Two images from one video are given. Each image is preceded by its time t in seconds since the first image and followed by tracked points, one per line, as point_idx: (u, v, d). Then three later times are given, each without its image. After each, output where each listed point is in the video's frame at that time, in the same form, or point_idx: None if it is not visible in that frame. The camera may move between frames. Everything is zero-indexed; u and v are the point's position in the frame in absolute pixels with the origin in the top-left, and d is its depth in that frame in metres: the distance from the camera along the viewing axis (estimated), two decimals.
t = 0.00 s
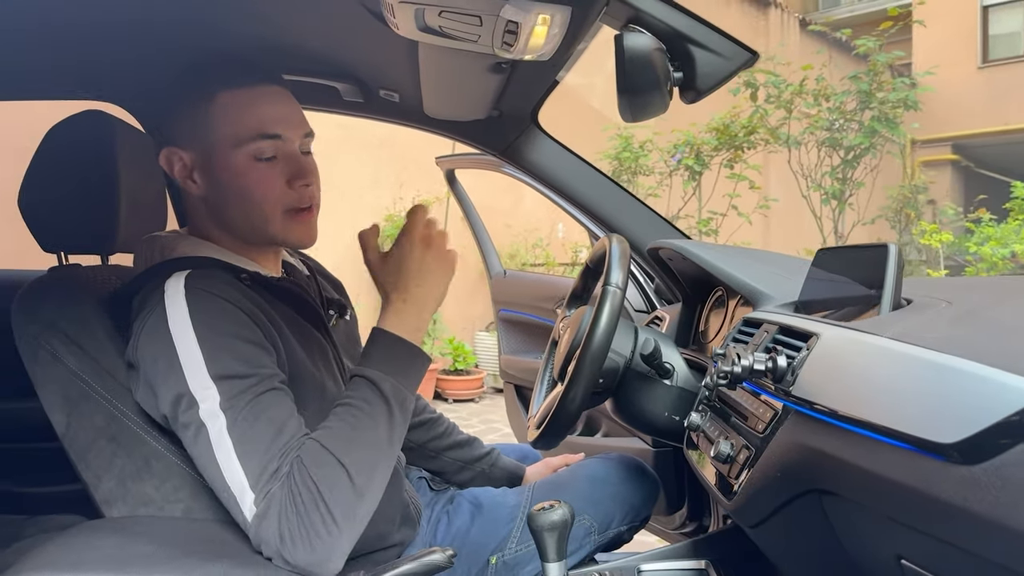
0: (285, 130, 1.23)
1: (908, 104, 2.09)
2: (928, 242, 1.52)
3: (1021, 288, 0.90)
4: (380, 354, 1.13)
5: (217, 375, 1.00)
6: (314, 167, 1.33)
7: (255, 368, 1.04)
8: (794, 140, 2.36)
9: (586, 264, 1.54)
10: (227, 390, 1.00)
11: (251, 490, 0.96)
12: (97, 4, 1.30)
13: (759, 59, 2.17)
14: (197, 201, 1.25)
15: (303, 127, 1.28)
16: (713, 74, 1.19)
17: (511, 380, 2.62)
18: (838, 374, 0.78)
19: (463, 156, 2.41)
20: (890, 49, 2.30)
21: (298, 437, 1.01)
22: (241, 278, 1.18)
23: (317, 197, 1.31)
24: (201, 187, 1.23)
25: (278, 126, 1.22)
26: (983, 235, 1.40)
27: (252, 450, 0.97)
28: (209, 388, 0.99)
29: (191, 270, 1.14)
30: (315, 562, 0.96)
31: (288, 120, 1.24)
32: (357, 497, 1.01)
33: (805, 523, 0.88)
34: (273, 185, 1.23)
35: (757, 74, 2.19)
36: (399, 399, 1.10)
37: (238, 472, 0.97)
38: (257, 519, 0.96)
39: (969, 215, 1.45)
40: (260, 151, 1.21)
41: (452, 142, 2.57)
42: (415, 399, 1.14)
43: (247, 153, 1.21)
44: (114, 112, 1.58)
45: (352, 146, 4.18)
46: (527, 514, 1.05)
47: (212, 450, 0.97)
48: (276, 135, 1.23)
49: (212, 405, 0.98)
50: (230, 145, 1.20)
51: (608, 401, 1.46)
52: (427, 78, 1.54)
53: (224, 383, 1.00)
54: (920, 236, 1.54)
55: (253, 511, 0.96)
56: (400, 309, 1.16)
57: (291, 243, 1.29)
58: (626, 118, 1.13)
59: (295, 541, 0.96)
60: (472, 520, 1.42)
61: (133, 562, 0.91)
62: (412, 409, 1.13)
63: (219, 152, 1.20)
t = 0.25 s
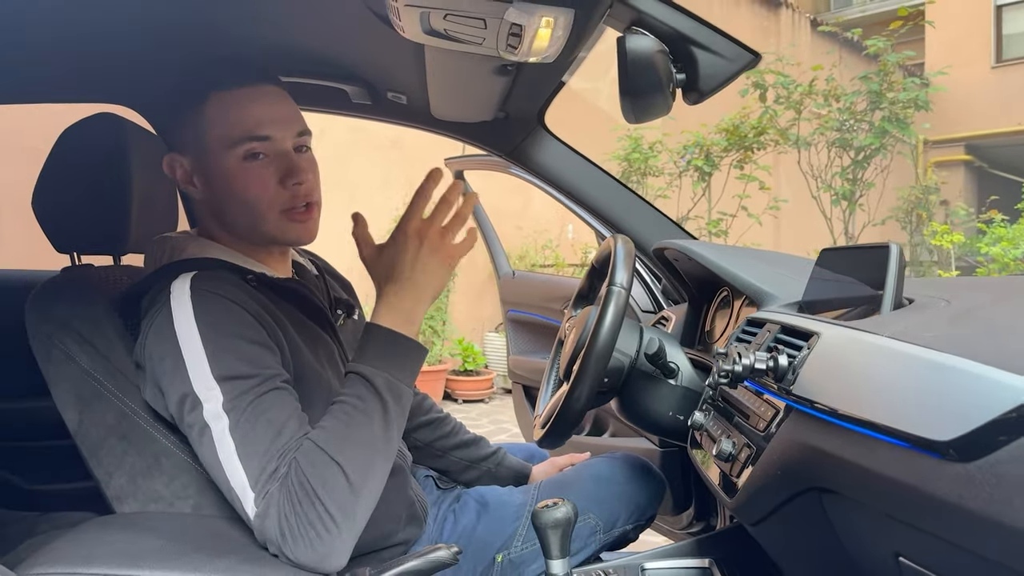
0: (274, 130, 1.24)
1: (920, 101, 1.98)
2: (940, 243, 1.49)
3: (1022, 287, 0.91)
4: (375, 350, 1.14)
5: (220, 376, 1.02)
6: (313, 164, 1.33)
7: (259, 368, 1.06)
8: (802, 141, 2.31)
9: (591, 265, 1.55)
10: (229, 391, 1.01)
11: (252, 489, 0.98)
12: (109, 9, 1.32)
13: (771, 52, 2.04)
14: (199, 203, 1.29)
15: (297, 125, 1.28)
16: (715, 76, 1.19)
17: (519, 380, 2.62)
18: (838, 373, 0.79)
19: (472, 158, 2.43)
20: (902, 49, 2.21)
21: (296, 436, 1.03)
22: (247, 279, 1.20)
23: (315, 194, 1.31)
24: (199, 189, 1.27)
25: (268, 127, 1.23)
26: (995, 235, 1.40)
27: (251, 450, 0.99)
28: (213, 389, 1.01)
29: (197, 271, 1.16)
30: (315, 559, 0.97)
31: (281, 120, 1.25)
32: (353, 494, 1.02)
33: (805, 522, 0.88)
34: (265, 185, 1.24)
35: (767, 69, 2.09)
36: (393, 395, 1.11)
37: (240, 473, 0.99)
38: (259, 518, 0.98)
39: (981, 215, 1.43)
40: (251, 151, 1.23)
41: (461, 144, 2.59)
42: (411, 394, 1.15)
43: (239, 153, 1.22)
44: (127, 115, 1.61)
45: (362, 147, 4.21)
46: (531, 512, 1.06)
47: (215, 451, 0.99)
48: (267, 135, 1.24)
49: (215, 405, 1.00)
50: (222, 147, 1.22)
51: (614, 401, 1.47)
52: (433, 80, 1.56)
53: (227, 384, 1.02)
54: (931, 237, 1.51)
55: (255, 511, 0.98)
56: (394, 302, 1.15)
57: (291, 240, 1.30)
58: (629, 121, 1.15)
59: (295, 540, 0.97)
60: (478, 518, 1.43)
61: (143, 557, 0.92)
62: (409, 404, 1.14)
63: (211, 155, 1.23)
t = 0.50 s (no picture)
0: (273, 136, 1.26)
1: (927, 103, 2.17)
2: (947, 243, 1.61)
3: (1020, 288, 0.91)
4: (399, 355, 1.14)
5: (230, 375, 1.03)
6: (313, 168, 1.35)
7: (267, 368, 1.07)
8: (811, 142, 2.26)
9: (595, 265, 1.56)
10: (239, 390, 1.03)
11: (263, 486, 0.99)
12: (118, 12, 1.34)
13: (779, 51, 1.89)
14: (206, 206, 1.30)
15: (297, 130, 1.30)
16: (715, 77, 1.20)
17: (525, 380, 2.64)
18: (836, 373, 0.79)
19: (477, 159, 2.44)
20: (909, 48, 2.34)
21: (309, 436, 1.04)
22: (255, 279, 1.22)
23: (313, 200, 1.35)
24: (202, 193, 1.28)
25: (268, 133, 1.25)
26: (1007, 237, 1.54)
27: (264, 448, 1.00)
28: (223, 387, 1.02)
29: (207, 272, 1.17)
30: (323, 557, 0.99)
31: (280, 124, 1.26)
32: (364, 495, 1.04)
33: (803, 521, 0.89)
34: (264, 191, 1.27)
35: (773, 69, 1.95)
36: (412, 401, 1.11)
37: (251, 470, 1.00)
38: (269, 515, 0.99)
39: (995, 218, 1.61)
40: (249, 157, 1.25)
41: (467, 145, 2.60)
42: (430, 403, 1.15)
43: (238, 159, 1.25)
44: (134, 118, 1.63)
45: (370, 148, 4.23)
46: (532, 510, 1.07)
47: (225, 448, 1.00)
48: (265, 141, 1.26)
49: (224, 404, 1.01)
50: (221, 153, 1.24)
51: (617, 401, 1.47)
52: (437, 82, 1.57)
53: (237, 383, 1.03)
54: (941, 237, 1.64)
55: (265, 507, 0.99)
56: (423, 310, 1.15)
57: (289, 246, 1.33)
58: (630, 122, 1.15)
59: (304, 537, 0.98)
60: (482, 517, 1.44)
61: (149, 552, 0.94)
62: (427, 412, 1.14)
63: (212, 161, 1.25)
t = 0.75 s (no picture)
0: (278, 136, 1.27)
1: (936, 101, 1.96)
2: (956, 242, 1.53)
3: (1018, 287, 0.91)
4: (396, 351, 1.14)
5: (234, 370, 1.04)
6: (317, 169, 1.36)
7: (270, 364, 1.08)
8: (817, 141, 2.22)
9: (597, 264, 1.56)
10: (243, 385, 1.04)
11: (266, 481, 1.00)
12: (124, 13, 1.36)
13: (785, 51, 2.04)
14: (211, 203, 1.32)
15: (302, 130, 1.31)
16: (714, 76, 1.20)
17: (530, 380, 2.64)
18: (833, 369, 0.79)
19: (481, 158, 2.45)
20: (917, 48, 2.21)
21: (310, 431, 1.05)
22: (259, 277, 1.23)
23: (316, 202, 1.36)
24: (206, 190, 1.30)
25: (272, 133, 1.26)
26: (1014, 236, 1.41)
27: (266, 443, 1.01)
28: (227, 382, 1.03)
29: (211, 270, 1.18)
30: (325, 551, 0.99)
31: (284, 124, 1.27)
32: (365, 490, 1.04)
33: (800, 518, 0.89)
34: (268, 190, 1.28)
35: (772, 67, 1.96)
36: (410, 396, 1.12)
37: (253, 464, 1.01)
38: (271, 509, 1.00)
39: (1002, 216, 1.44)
40: (254, 156, 1.26)
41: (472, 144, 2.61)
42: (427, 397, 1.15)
43: (243, 158, 1.26)
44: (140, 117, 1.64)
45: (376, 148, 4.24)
46: (532, 507, 1.07)
47: (228, 442, 1.01)
48: (270, 141, 1.27)
49: (228, 399, 1.02)
50: (226, 151, 1.26)
51: (619, 399, 1.48)
52: (440, 82, 1.58)
53: (241, 378, 1.04)
54: (947, 236, 1.55)
55: (268, 502, 1.00)
56: (418, 308, 1.14)
57: (291, 246, 1.34)
58: (630, 120, 1.16)
59: (306, 532, 0.99)
60: (483, 514, 1.44)
61: (150, 547, 0.95)
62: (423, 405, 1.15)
63: (217, 160, 1.26)
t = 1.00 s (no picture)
0: (276, 137, 1.28)
1: (940, 101, 1.94)
2: (960, 242, 1.54)
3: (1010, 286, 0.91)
4: (390, 351, 1.16)
5: (227, 370, 1.05)
6: (316, 170, 1.36)
7: (265, 363, 1.09)
8: (821, 141, 2.17)
9: (595, 265, 1.56)
10: (236, 384, 1.04)
11: (258, 479, 1.01)
12: (124, 16, 1.37)
13: (788, 50, 2.08)
14: (209, 203, 1.33)
15: (300, 132, 1.31)
16: (707, 76, 1.20)
17: (531, 380, 2.64)
18: (821, 369, 0.79)
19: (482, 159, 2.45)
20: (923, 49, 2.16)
21: (302, 430, 1.06)
22: (254, 277, 1.24)
23: (314, 203, 1.36)
24: (205, 190, 1.31)
25: (270, 133, 1.27)
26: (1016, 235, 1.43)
27: (258, 442, 1.02)
28: (221, 381, 1.04)
29: (206, 270, 1.19)
30: (319, 549, 1.00)
31: (283, 125, 1.28)
32: (357, 488, 1.05)
33: (791, 517, 0.89)
34: (266, 190, 1.29)
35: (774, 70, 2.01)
36: (402, 395, 1.13)
37: (246, 463, 1.01)
38: (264, 508, 1.00)
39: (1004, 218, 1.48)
40: (253, 157, 1.27)
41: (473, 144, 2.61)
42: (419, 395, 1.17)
43: (241, 159, 1.26)
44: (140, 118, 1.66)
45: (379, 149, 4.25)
46: (525, 505, 1.08)
47: (222, 441, 1.02)
48: (269, 142, 1.27)
49: (222, 398, 1.03)
50: (225, 152, 1.26)
51: (615, 399, 1.48)
52: (438, 83, 1.58)
53: (235, 377, 1.05)
54: (952, 237, 1.57)
55: (260, 500, 1.01)
56: (411, 308, 1.16)
57: (287, 248, 1.35)
58: (624, 120, 1.16)
59: (298, 530, 1.00)
60: (480, 513, 1.44)
61: (146, 544, 0.96)
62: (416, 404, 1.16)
63: (215, 160, 1.27)
